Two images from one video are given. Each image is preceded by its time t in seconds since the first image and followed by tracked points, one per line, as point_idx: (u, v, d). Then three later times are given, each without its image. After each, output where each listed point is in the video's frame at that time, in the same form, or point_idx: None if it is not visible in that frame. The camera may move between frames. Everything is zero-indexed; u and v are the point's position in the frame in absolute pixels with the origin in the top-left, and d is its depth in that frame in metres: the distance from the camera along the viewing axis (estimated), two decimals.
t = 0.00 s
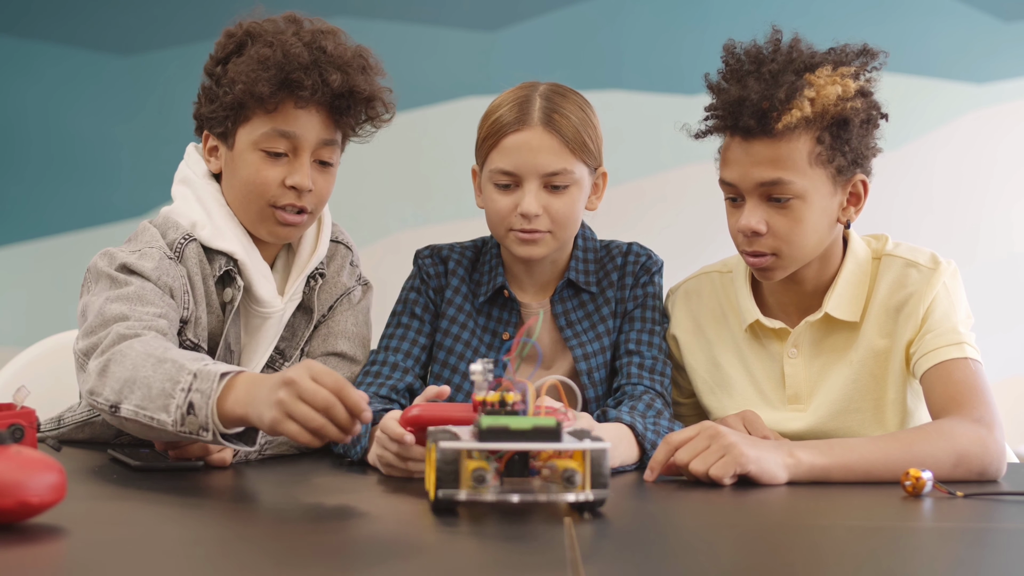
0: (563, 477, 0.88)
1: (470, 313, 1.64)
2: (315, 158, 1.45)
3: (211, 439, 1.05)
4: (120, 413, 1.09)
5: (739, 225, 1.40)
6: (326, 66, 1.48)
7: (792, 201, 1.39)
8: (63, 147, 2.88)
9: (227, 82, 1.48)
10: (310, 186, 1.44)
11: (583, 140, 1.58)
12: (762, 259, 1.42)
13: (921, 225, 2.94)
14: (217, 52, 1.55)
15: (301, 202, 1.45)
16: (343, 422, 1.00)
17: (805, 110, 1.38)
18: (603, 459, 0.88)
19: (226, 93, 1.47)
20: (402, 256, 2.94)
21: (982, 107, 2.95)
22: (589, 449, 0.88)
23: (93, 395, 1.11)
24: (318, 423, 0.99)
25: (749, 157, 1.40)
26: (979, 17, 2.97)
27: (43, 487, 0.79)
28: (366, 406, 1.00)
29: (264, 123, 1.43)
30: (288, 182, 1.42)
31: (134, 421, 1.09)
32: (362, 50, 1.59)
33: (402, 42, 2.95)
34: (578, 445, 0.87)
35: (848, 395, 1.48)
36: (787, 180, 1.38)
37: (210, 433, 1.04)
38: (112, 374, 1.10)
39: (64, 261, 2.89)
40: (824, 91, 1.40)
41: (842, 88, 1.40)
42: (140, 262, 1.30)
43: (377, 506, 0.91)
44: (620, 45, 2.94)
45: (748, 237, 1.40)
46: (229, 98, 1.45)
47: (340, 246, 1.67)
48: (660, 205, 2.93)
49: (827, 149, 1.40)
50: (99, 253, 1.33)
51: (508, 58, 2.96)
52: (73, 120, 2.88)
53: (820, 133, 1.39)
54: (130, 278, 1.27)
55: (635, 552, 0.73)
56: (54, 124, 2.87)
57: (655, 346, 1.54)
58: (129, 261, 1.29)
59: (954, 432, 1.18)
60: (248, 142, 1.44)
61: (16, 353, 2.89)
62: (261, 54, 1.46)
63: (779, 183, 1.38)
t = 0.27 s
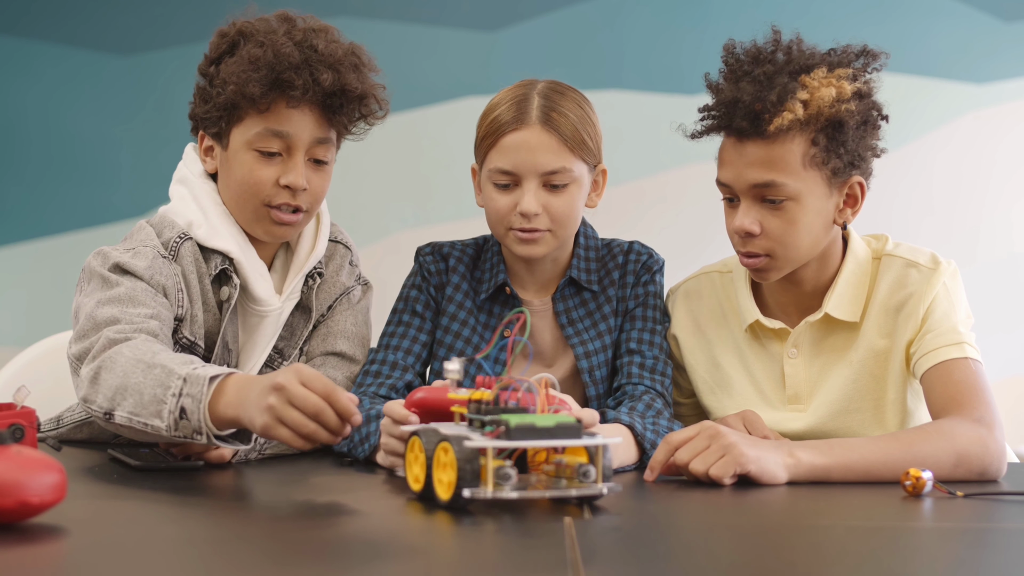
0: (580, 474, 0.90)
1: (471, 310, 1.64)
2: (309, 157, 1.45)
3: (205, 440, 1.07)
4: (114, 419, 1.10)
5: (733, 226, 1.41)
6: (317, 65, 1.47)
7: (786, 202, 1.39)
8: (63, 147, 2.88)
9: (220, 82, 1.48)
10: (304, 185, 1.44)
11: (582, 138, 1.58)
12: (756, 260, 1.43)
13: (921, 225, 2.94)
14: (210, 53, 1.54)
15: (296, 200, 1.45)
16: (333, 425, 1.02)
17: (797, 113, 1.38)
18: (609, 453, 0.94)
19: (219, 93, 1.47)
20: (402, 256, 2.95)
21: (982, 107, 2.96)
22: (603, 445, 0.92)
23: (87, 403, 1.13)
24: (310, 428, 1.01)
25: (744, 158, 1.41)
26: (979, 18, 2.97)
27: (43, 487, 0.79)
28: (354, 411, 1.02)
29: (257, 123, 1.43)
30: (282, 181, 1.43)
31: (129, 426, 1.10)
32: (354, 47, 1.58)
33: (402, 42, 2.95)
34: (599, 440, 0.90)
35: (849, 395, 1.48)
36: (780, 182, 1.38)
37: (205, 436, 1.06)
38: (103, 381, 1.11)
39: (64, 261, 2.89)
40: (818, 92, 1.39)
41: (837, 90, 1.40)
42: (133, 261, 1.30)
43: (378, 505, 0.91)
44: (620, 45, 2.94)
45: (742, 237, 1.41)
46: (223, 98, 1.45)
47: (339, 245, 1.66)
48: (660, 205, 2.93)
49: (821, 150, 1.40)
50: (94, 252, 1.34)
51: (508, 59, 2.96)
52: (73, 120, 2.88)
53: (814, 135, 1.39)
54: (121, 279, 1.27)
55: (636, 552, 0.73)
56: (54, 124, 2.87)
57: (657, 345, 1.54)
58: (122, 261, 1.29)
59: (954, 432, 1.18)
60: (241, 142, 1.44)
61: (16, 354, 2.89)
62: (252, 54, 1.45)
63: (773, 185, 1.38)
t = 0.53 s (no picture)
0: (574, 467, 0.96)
1: (473, 307, 1.64)
2: (305, 157, 1.45)
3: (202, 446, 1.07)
4: (110, 425, 1.11)
5: (730, 227, 1.41)
6: (310, 65, 1.46)
7: (782, 203, 1.39)
8: (63, 147, 2.88)
9: (215, 82, 1.48)
10: (300, 185, 1.44)
11: (582, 134, 1.58)
12: (753, 261, 1.43)
13: (920, 225, 2.94)
14: (205, 52, 1.54)
15: (292, 200, 1.45)
16: (319, 438, 1.02)
17: (792, 113, 1.37)
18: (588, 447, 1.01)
19: (215, 93, 1.47)
20: (402, 256, 2.95)
21: (982, 107, 2.95)
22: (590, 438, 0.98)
23: (83, 409, 1.13)
24: (296, 440, 1.01)
25: (740, 159, 1.41)
26: (979, 18, 2.97)
27: (43, 487, 0.79)
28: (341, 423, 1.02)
29: (252, 124, 1.43)
30: (277, 181, 1.43)
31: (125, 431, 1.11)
32: (349, 46, 1.58)
33: (402, 42, 2.95)
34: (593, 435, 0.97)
35: (848, 395, 1.48)
36: (776, 184, 1.38)
37: (201, 441, 1.07)
38: (98, 387, 1.12)
39: (64, 261, 2.89)
40: (814, 93, 1.39)
41: (832, 90, 1.39)
42: (128, 260, 1.30)
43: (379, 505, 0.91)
44: (620, 45, 2.94)
45: (739, 238, 1.41)
46: (218, 99, 1.45)
47: (338, 245, 1.67)
48: (660, 205, 2.93)
49: (818, 151, 1.40)
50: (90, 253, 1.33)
51: (508, 58, 2.96)
52: (73, 120, 2.88)
53: (810, 136, 1.39)
54: (115, 279, 1.27)
55: (638, 553, 0.73)
56: (54, 124, 2.87)
57: (660, 345, 1.54)
58: (116, 261, 1.29)
59: (954, 432, 1.18)
60: (236, 143, 1.44)
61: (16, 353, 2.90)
62: (246, 54, 1.45)
63: (768, 186, 1.38)
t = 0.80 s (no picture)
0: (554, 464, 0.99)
1: (476, 304, 1.64)
2: (303, 157, 1.45)
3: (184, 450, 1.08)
4: (91, 423, 1.11)
5: (729, 227, 1.41)
6: (308, 66, 1.46)
7: (781, 203, 1.39)
8: (63, 147, 2.88)
9: (214, 83, 1.48)
10: (298, 186, 1.44)
11: (583, 133, 1.58)
12: (752, 261, 1.43)
13: (920, 225, 2.94)
14: (205, 53, 1.54)
15: (290, 202, 1.45)
16: (286, 404, 1.03)
17: (789, 113, 1.38)
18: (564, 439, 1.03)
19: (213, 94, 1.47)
20: (402, 256, 2.95)
21: (982, 107, 2.95)
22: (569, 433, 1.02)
23: (64, 406, 1.14)
24: (263, 406, 1.02)
25: (739, 159, 1.41)
26: (979, 18, 2.96)
27: (43, 487, 0.79)
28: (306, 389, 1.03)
29: (251, 124, 1.43)
30: (276, 182, 1.43)
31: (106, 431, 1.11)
32: (349, 45, 1.58)
33: (402, 42, 2.95)
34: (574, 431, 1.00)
35: (848, 395, 1.48)
36: (774, 184, 1.38)
37: (184, 445, 1.07)
38: (82, 385, 1.12)
39: (64, 261, 2.89)
40: (811, 93, 1.39)
41: (829, 90, 1.39)
42: (123, 260, 1.30)
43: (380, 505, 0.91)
44: (619, 45, 2.94)
45: (739, 238, 1.41)
46: (217, 100, 1.45)
47: (339, 245, 1.67)
48: (660, 205, 2.93)
49: (816, 151, 1.40)
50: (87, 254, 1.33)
51: (508, 58, 2.96)
52: (73, 120, 2.88)
53: (808, 136, 1.39)
54: (110, 280, 1.26)
55: (639, 553, 0.73)
56: (54, 125, 2.87)
57: (662, 345, 1.54)
58: (112, 261, 1.29)
59: (953, 431, 1.18)
60: (235, 143, 1.44)
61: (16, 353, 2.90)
62: (245, 56, 1.45)
63: (767, 186, 1.38)
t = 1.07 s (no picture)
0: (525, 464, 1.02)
1: (476, 305, 1.64)
2: (303, 160, 1.45)
3: (159, 447, 1.07)
4: (64, 413, 1.11)
5: (728, 227, 1.41)
6: (309, 69, 1.46)
7: (779, 203, 1.39)
8: (63, 147, 2.88)
9: (215, 84, 1.48)
10: (297, 189, 1.43)
11: (585, 136, 1.58)
12: (751, 261, 1.43)
13: (920, 225, 2.94)
14: (207, 51, 1.55)
15: (288, 203, 1.45)
16: (263, 394, 1.03)
17: (787, 113, 1.38)
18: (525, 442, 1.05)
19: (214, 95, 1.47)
20: (402, 256, 2.95)
21: (982, 107, 2.95)
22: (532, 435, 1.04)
23: (37, 396, 1.14)
24: (241, 395, 1.02)
25: (738, 158, 1.41)
26: (979, 18, 2.96)
27: (43, 487, 0.79)
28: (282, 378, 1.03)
29: (250, 126, 1.42)
30: (274, 184, 1.42)
31: (79, 423, 1.11)
32: (352, 49, 1.58)
33: (402, 42, 2.95)
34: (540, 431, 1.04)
35: (848, 394, 1.48)
36: (772, 183, 1.38)
37: (160, 441, 1.07)
38: (57, 374, 1.12)
39: (64, 261, 2.89)
40: (808, 92, 1.39)
41: (827, 89, 1.40)
42: (114, 257, 1.30)
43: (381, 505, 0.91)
44: (619, 45, 2.94)
45: (737, 238, 1.41)
46: (217, 100, 1.45)
47: (340, 245, 1.66)
48: (661, 205, 2.93)
49: (814, 150, 1.40)
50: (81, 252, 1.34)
51: (508, 59, 2.96)
52: (73, 120, 2.88)
53: (806, 135, 1.39)
54: (99, 277, 1.27)
55: (638, 553, 0.73)
56: (54, 125, 2.87)
57: (663, 345, 1.54)
58: (103, 258, 1.29)
59: (944, 427, 1.18)
60: (235, 144, 1.44)
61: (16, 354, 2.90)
62: (246, 58, 1.45)
63: (765, 186, 1.38)
